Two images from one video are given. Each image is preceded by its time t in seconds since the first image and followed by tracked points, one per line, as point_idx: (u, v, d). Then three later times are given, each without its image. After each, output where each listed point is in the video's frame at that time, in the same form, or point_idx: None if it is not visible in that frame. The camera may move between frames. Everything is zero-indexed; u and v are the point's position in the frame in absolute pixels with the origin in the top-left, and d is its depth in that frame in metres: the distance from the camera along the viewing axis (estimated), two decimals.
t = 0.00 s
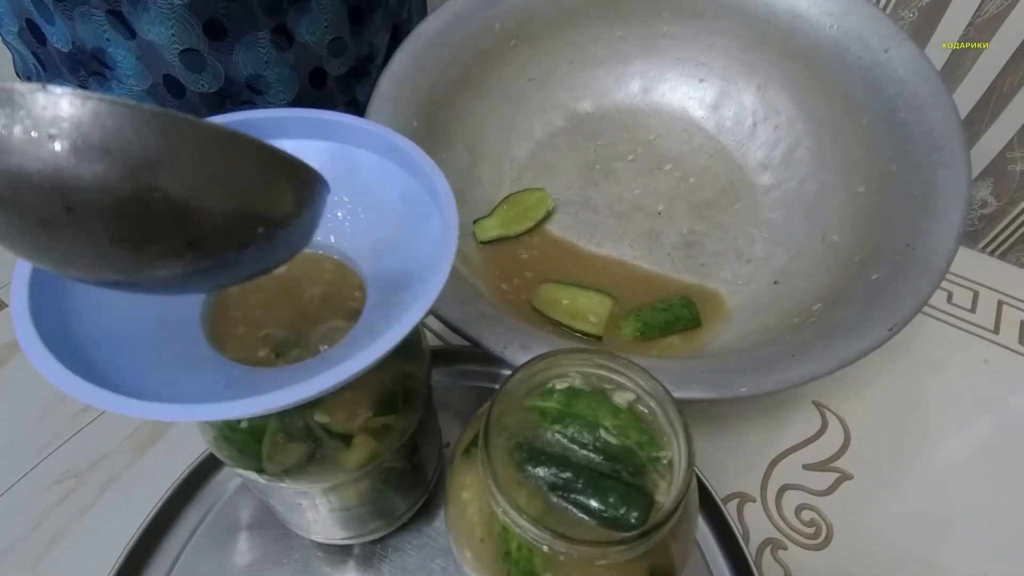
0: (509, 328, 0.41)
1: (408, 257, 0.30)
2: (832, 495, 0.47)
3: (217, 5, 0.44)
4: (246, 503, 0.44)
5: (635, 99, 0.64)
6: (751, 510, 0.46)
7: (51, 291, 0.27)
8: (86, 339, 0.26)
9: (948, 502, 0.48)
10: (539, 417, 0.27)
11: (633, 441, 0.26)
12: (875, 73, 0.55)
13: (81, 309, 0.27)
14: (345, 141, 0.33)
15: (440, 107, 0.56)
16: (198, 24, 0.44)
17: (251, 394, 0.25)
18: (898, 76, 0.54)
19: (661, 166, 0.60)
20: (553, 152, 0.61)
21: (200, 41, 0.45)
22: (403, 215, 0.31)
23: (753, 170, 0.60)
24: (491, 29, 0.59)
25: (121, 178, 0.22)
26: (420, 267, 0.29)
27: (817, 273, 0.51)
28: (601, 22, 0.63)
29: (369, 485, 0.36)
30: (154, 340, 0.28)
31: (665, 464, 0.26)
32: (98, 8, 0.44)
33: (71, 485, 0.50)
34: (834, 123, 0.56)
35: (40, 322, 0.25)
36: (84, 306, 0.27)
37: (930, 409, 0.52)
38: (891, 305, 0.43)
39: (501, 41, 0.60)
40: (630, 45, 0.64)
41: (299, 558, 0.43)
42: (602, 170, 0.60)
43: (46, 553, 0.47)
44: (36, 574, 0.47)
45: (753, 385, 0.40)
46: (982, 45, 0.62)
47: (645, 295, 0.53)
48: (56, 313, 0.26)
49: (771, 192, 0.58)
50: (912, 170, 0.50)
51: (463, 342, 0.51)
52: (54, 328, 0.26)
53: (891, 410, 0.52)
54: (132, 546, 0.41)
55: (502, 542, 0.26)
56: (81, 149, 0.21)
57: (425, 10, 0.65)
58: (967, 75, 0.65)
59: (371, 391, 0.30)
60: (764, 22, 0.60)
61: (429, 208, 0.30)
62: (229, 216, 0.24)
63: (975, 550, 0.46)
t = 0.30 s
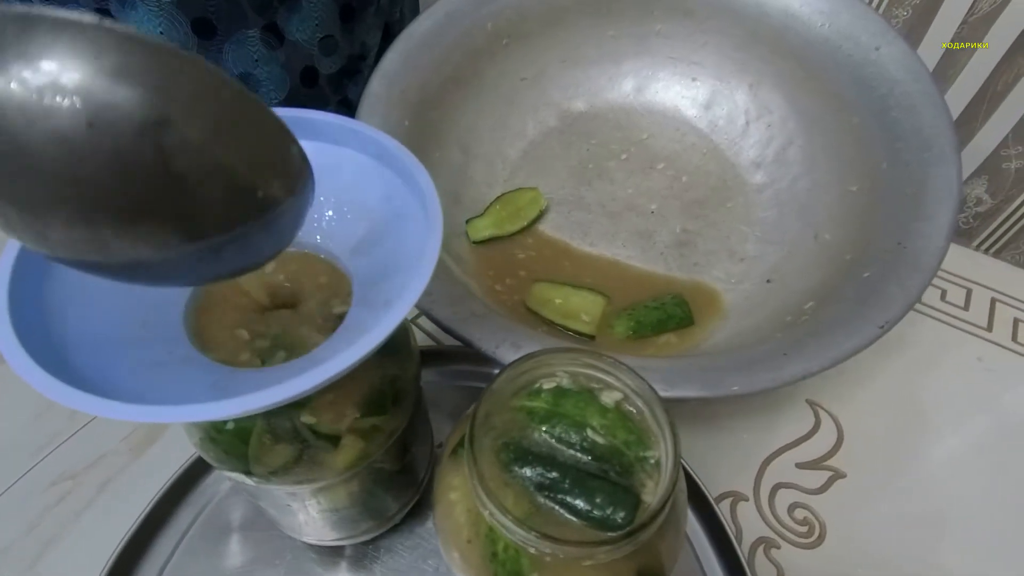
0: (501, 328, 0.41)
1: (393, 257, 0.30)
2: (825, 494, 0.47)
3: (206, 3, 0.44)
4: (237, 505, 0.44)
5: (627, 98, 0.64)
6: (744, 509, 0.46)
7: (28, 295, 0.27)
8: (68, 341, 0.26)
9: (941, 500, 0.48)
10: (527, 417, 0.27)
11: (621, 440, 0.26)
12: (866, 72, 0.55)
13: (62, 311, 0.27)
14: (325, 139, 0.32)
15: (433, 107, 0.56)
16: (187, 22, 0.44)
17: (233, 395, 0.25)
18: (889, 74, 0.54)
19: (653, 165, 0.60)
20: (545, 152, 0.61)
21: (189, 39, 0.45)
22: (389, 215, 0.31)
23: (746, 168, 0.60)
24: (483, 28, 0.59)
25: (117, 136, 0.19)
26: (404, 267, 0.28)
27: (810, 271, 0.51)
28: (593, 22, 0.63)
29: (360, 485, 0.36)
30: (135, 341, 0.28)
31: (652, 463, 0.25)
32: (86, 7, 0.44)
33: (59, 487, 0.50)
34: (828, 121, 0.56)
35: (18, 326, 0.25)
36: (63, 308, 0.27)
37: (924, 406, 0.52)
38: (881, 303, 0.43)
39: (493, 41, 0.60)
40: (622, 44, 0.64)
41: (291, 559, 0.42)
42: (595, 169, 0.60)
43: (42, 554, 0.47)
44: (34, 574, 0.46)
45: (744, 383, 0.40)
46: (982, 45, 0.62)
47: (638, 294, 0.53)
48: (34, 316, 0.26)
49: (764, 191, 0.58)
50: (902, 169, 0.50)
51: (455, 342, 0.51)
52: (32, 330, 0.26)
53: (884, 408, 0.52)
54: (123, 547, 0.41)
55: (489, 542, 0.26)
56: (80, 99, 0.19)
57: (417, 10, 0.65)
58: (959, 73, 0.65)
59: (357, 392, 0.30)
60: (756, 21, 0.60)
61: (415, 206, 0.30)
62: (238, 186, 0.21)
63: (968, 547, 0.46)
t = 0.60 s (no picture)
0: (495, 328, 0.40)
1: (383, 256, 0.29)
2: (821, 492, 0.47)
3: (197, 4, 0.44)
4: (232, 508, 0.44)
5: (622, 97, 0.64)
6: (740, 507, 0.46)
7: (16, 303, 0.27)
8: (59, 348, 0.26)
9: (937, 496, 0.48)
10: (519, 418, 0.27)
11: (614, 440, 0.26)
12: (858, 69, 0.55)
13: (52, 319, 0.27)
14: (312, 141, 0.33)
15: (426, 107, 0.55)
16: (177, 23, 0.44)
17: (225, 399, 0.25)
18: (882, 71, 0.54)
19: (648, 164, 0.60)
20: (540, 151, 0.61)
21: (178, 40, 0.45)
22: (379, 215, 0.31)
23: (740, 166, 0.60)
24: (476, 29, 0.59)
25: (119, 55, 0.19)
26: (395, 267, 0.28)
27: (805, 268, 0.51)
28: (586, 21, 0.63)
29: (355, 487, 0.36)
30: (125, 347, 0.28)
31: (645, 463, 0.25)
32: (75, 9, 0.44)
33: (59, 490, 0.50)
34: (821, 118, 0.56)
35: (6, 332, 0.25)
36: (53, 315, 0.27)
37: (920, 403, 0.52)
38: (875, 300, 0.43)
39: (486, 41, 0.60)
40: (615, 43, 0.64)
41: (287, 561, 0.42)
42: (589, 168, 0.60)
43: (42, 555, 0.47)
44: None
45: (738, 381, 0.40)
46: (982, 45, 0.62)
47: (634, 294, 0.53)
48: (23, 323, 0.26)
49: (759, 189, 0.58)
50: (895, 165, 0.50)
51: (450, 343, 0.51)
52: (19, 336, 0.26)
53: (880, 405, 0.52)
54: (119, 551, 0.41)
55: (481, 543, 0.26)
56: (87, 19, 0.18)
57: (410, 11, 0.65)
58: (953, 70, 0.65)
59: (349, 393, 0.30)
60: (748, 19, 0.60)
61: (404, 205, 0.30)
62: (246, 110, 0.20)
63: (965, 543, 0.46)
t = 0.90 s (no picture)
0: (494, 330, 0.40)
1: (382, 258, 0.29)
2: (822, 492, 0.47)
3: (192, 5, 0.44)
4: (231, 511, 0.44)
5: (620, 97, 0.64)
6: (741, 508, 0.46)
7: (11, 306, 0.26)
8: (54, 352, 0.26)
9: (939, 496, 0.47)
10: (519, 421, 0.26)
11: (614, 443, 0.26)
12: (858, 68, 0.55)
13: (47, 323, 0.27)
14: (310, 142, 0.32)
15: (425, 108, 0.55)
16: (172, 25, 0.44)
17: (222, 404, 0.25)
18: (881, 69, 0.54)
19: (647, 164, 0.60)
20: (539, 151, 0.61)
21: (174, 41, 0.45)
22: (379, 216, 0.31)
23: (740, 166, 0.60)
24: (474, 29, 0.59)
25: (183, 67, 0.21)
26: (394, 269, 0.28)
27: (805, 268, 0.51)
28: (584, 21, 0.63)
29: (354, 490, 0.35)
30: (120, 351, 0.28)
31: (646, 466, 0.25)
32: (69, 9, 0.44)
33: (56, 495, 0.50)
34: (820, 118, 0.56)
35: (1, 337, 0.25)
36: (49, 319, 0.27)
37: (920, 403, 0.52)
38: (875, 300, 0.43)
39: (484, 42, 0.60)
40: (614, 43, 0.63)
41: (287, 564, 0.42)
42: (588, 168, 0.60)
43: (42, 558, 0.47)
44: None
45: (738, 382, 0.39)
46: (982, 44, 0.62)
47: (633, 294, 0.53)
48: (18, 327, 0.26)
49: (758, 188, 0.58)
50: (895, 164, 0.50)
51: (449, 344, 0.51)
52: (14, 341, 0.25)
53: (879, 404, 0.51)
54: (117, 555, 0.41)
55: (482, 547, 0.26)
56: (164, 32, 0.21)
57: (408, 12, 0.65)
58: (951, 69, 0.65)
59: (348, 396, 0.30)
60: (747, 18, 0.60)
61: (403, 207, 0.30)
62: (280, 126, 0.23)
63: (967, 543, 0.46)
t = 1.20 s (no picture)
0: (494, 331, 0.40)
1: (380, 260, 0.29)
2: (825, 493, 0.47)
3: (192, 9, 0.44)
4: (230, 515, 0.43)
5: (620, 95, 0.63)
6: (743, 508, 0.46)
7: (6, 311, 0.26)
8: (49, 357, 0.26)
9: (941, 496, 0.47)
10: (520, 424, 0.26)
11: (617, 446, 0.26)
12: (858, 65, 0.54)
13: (43, 328, 0.27)
14: (307, 143, 0.32)
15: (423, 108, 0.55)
16: (172, 28, 0.44)
17: (219, 409, 0.24)
18: (881, 66, 0.53)
19: (647, 163, 0.60)
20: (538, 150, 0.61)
21: (176, 45, 0.45)
22: (377, 218, 0.30)
23: (740, 164, 0.59)
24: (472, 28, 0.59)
25: (468, 83, 0.32)
26: (392, 271, 0.28)
27: (806, 266, 0.51)
28: (583, 19, 0.62)
29: (353, 494, 0.35)
30: (116, 356, 0.27)
31: (649, 468, 0.25)
32: (71, 14, 0.44)
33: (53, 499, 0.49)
34: (821, 116, 0.56)
35: None
36: (43, 323, 0.27)
37: (922, 402, 0.52)
38: (876, 299, 0.42)
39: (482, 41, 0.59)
40: (612, 41, 0.63)
41: (286, 567, 0.42)
42: (587, 167, 0.60)
43: (40, 562, 0.46)
44: None
45: (739, 382, 0.39)
46: (982, 44, 0.62)
47: (633, 294, 0.53)
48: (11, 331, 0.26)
49: (758, 186, 0.58)
50: (896, 162, 0.49)
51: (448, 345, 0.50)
52: (9, 346, 0.25)
53: (881, 404, 0.51)
54: (116, 559, 0.41)
55: (484, 552, 0.25)
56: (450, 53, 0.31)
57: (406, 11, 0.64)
58: (951, 66, 0.64)
59: (348, 400, 0.29)
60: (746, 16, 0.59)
61: (401, 207, 0.29)
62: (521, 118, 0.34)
63: (970, 543, 0.46)
